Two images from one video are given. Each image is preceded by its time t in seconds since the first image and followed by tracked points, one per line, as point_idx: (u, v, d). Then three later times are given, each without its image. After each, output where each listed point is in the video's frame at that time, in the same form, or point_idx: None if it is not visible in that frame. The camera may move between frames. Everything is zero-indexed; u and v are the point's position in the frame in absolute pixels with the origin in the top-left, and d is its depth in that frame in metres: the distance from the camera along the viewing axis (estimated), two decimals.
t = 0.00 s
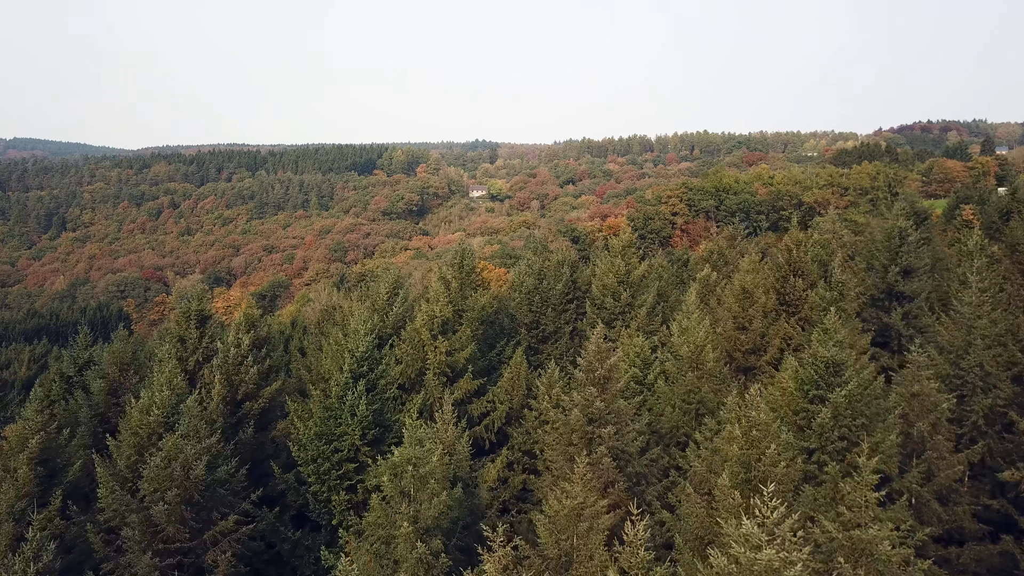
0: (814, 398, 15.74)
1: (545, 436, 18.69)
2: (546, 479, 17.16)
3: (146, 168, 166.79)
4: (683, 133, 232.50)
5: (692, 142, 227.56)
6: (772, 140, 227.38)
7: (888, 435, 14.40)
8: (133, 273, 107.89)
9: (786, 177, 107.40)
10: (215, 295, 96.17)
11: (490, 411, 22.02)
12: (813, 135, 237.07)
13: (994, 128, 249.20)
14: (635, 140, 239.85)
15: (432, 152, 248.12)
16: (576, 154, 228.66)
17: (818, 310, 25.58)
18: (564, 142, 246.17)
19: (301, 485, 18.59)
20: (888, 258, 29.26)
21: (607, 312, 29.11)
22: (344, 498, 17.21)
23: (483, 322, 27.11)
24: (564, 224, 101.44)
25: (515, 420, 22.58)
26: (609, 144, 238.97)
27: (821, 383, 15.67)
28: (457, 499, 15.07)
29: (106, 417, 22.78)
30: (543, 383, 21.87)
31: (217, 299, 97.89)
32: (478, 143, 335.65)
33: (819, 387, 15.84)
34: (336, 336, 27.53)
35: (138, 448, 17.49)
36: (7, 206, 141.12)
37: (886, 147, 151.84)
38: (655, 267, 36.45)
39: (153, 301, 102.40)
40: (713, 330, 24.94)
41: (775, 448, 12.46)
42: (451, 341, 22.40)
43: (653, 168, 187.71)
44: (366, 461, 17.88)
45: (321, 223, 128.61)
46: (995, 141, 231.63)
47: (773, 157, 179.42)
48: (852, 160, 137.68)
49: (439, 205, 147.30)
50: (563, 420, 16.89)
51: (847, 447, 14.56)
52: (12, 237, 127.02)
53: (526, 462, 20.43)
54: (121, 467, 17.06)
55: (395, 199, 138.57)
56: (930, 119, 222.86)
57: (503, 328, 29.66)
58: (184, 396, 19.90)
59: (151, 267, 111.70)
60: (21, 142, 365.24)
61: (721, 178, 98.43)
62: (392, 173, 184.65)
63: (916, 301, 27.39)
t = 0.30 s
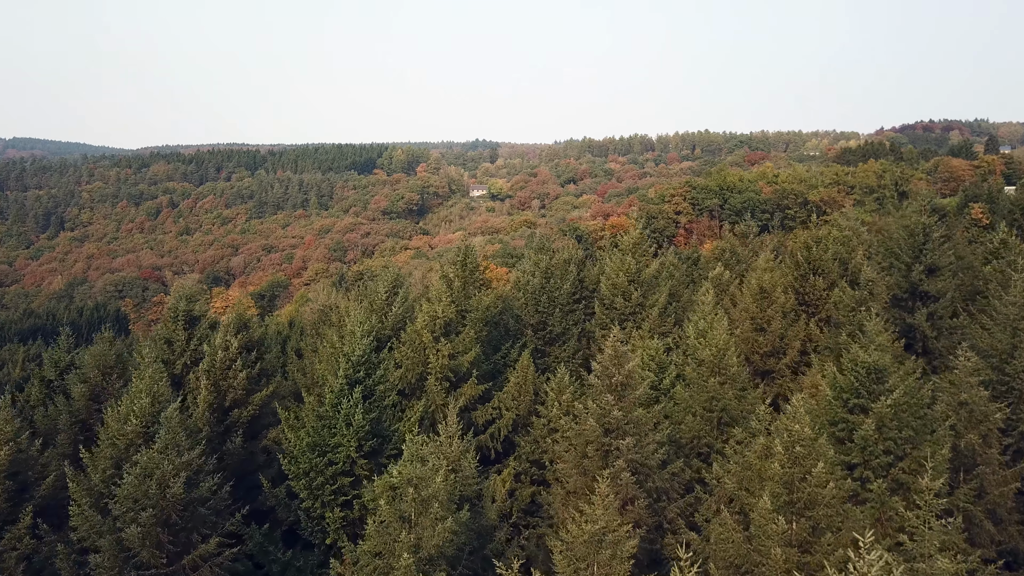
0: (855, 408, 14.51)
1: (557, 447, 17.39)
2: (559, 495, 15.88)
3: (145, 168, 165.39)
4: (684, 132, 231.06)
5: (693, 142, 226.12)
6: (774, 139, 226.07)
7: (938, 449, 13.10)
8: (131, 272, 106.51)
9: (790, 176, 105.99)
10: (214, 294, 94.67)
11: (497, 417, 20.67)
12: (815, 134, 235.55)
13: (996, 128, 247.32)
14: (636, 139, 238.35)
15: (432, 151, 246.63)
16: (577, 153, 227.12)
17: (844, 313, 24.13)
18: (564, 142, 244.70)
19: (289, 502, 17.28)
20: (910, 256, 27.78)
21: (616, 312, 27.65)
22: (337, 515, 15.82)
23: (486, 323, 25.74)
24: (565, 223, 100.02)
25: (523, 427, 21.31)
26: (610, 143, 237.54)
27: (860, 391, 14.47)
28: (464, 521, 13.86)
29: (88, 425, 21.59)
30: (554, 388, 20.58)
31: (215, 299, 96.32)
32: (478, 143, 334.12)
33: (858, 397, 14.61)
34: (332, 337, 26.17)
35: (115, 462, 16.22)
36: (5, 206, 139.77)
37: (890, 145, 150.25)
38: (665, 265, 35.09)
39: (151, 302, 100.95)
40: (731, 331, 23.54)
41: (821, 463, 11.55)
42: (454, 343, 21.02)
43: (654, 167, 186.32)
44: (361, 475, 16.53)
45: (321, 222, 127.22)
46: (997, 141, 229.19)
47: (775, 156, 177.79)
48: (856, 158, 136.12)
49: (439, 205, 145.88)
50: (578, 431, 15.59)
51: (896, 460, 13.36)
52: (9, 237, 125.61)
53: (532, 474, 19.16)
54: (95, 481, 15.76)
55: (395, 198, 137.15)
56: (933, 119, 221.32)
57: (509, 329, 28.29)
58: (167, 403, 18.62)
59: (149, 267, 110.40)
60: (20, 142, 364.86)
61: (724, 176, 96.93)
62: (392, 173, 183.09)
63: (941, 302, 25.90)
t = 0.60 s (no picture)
0: (903, 430, 14.45)
1: (570, 469, 16.14)
2: (574, 521, 14.77)
3: (144, 168, 164.08)
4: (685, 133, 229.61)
5: (694, 142, 224.65)
6: (776, 140, 224.77)
7: (998, 478, 12.97)
8: (129, 273, 105.20)
9: (795, 176, 104.66)
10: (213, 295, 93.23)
11: (503, 433, 19.40)
12: (816, 135, 234.06)
13: (999, 128, 245.74)
14: (637, 139, 236.97)
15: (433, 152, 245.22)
16: (578, 153, 225.67)
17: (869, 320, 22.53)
18: (565, 142, 243.32)
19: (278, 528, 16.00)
20: (935, 258, 25.96)
21: (627, 317, 26.23)
22: (332, 544, 14.54)
23: (491, 330, 24.40)
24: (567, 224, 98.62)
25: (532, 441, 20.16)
26: (611, 144, 236.16)
27: (912, 409, 14.37)
28: (471, 559, 12.79)
29: (67, 438, 20.15)
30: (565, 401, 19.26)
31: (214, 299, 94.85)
32: (478, 143, 333.35)
33: (907, 416, 14.53)
34: (328, 344, 24.89)
35: (87, 487, 14.93)
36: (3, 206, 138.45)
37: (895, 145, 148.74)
38: (677, 268, 33.71)
39: (149, 303, 99.54)
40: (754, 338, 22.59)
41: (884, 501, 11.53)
42: (457, 353, 19.74)
43: (656, 167, 184.91)
44: (358, 500, 15.24)
45: (321, 222, 125.87)
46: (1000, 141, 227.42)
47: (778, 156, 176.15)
48: (861, 159, 134.59)
49: (440, 205, 144.54)
50: (594, 452, 14.39)
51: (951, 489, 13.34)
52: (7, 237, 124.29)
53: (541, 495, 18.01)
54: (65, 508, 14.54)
55: (395, 198, 135.79)
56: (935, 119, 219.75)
57: (514, 336, 26.91)
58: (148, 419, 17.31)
59: (148, 268, 109.15)
60: (20, 142, 364.27)
61: (728, 176, 95.63)
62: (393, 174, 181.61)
63: (968, 306, 24.20)
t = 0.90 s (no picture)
0: (958, 470, 13.99)
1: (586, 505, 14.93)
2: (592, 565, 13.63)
3: (143, 168, 162.84)
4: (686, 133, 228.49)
5: (695, 142, 223.45)
6: (776, 140, 223.36)
7: None
8: (127, 275, 103.88)
9: (799, 177, 103.42)
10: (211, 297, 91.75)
11: (510, 459, 18.20)
12: (818, 136, 232.91)
13: (1001, 128, 244.57)
14: (638, 140, 235.96)
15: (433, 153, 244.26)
16: (579, 154, 224.47)
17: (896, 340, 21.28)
18: (566, 143, 242.30)
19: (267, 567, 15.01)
20: (960, 267, 23.99)
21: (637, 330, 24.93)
22: None
23: (496, 343, 23.13)
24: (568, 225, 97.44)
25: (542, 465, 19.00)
26: (611, 145, 235.15)
27: (967, 447, 13.99)
28: None
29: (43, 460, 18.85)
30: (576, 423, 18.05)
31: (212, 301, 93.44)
32: (478, 143, 331.94)
33: (961, 456, 14.12)
34: (322, 359, 23.63)
35: (55, 527, 14.09)
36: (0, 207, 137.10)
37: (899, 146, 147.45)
38: (688, 275, 32.44)
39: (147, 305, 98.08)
40: (778, 357, 21.69)
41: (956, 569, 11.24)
42: (460, 373, 18.47)
43: (657, 168, 183.71)
44: (353, 540, 14.07)
45: (320, 223, 124.69)
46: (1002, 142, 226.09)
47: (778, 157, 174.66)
48: (864, 159, 133.34)
49: (440, 206, 143.31)
50: (615, 490, 13.21)
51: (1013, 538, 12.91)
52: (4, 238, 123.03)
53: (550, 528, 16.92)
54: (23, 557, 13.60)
55: (395, 199, 134.54)
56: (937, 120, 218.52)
57: (520, 351, 25.65)
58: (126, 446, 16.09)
59: (146, 269, 107.88)
60: (20, 142, 363.65)
61: (731, 177, 94.41)
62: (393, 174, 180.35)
63: (997, 319, 22.21)
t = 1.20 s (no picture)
0: None
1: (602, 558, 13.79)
2: None
3: (141, 169, 161.46)
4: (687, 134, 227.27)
5: (696, 143, 222.14)
6: (777, 141, 222.02)
7: None
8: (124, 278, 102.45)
9: (803, 180, 102.11)
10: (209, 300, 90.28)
11: (516, 499, 17.23)
12: (818, 138, 231.74)
13: (1002, 129, 243.25)
14: (638, 141, 234.66)
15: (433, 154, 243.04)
16: (579, 155, 223.15)
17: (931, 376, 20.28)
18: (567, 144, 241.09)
19: None
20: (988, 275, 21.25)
21: (647, 349, 23.68)
22: None
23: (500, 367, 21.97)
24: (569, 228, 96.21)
25: (549, 501, 18.01)
26: (611, 146, 233.93)
27: None
28: None
29: (17, 497, 17.52)
30: (587, 459, 16.84)
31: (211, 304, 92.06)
32: (477, 143, 330.20)
33: None
34: (317, 384, 22.43)
35: None
36: None
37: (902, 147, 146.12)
38: (699, 291, 31.32)
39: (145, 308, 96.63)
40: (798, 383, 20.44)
41: None
42: (462, 405, 17.30)
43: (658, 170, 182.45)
44: None
45: (319, 226, 123.45)
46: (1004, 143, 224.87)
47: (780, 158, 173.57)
48: (867, 161, 132.10)
49: (440, 208, 142.01)
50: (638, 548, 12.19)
51: None
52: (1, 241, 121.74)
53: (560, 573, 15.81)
54: None
55: (394, 201, 133.28)
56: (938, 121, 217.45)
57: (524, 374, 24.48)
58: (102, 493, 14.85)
59: (143, 272, 106.43)
60: (19, 142, 362.61)
61: (734, 180, 93.18)
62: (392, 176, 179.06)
63: None
